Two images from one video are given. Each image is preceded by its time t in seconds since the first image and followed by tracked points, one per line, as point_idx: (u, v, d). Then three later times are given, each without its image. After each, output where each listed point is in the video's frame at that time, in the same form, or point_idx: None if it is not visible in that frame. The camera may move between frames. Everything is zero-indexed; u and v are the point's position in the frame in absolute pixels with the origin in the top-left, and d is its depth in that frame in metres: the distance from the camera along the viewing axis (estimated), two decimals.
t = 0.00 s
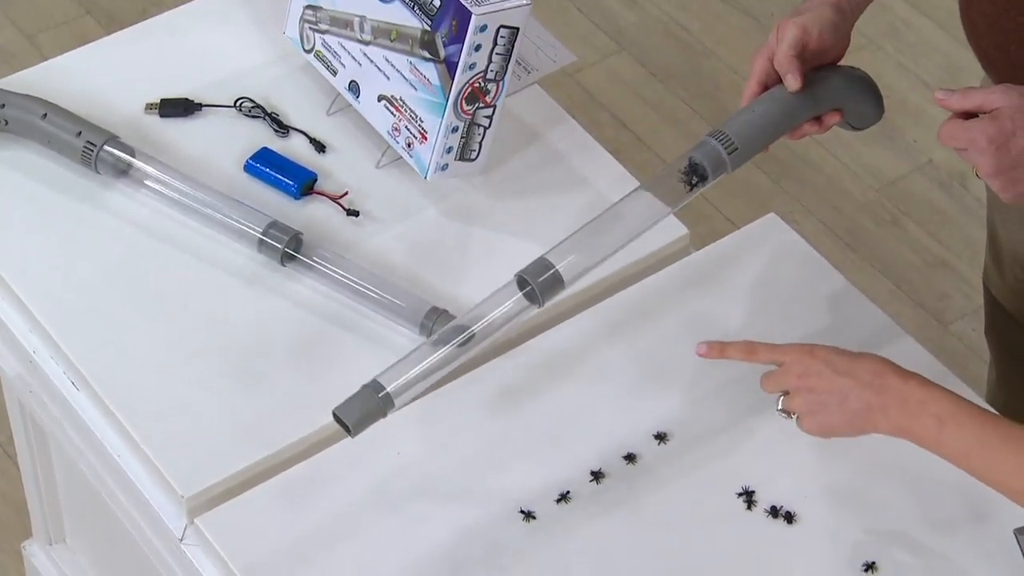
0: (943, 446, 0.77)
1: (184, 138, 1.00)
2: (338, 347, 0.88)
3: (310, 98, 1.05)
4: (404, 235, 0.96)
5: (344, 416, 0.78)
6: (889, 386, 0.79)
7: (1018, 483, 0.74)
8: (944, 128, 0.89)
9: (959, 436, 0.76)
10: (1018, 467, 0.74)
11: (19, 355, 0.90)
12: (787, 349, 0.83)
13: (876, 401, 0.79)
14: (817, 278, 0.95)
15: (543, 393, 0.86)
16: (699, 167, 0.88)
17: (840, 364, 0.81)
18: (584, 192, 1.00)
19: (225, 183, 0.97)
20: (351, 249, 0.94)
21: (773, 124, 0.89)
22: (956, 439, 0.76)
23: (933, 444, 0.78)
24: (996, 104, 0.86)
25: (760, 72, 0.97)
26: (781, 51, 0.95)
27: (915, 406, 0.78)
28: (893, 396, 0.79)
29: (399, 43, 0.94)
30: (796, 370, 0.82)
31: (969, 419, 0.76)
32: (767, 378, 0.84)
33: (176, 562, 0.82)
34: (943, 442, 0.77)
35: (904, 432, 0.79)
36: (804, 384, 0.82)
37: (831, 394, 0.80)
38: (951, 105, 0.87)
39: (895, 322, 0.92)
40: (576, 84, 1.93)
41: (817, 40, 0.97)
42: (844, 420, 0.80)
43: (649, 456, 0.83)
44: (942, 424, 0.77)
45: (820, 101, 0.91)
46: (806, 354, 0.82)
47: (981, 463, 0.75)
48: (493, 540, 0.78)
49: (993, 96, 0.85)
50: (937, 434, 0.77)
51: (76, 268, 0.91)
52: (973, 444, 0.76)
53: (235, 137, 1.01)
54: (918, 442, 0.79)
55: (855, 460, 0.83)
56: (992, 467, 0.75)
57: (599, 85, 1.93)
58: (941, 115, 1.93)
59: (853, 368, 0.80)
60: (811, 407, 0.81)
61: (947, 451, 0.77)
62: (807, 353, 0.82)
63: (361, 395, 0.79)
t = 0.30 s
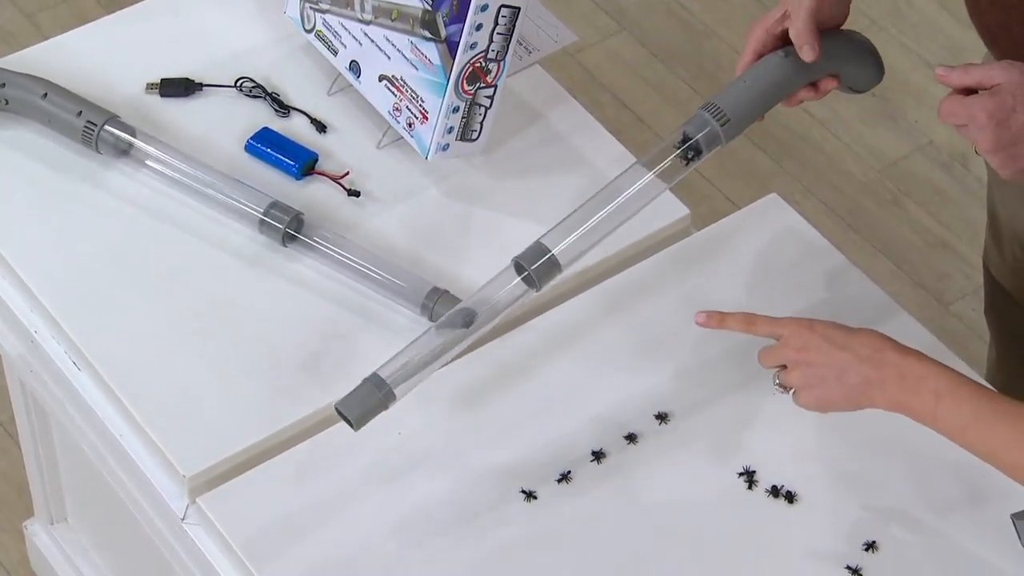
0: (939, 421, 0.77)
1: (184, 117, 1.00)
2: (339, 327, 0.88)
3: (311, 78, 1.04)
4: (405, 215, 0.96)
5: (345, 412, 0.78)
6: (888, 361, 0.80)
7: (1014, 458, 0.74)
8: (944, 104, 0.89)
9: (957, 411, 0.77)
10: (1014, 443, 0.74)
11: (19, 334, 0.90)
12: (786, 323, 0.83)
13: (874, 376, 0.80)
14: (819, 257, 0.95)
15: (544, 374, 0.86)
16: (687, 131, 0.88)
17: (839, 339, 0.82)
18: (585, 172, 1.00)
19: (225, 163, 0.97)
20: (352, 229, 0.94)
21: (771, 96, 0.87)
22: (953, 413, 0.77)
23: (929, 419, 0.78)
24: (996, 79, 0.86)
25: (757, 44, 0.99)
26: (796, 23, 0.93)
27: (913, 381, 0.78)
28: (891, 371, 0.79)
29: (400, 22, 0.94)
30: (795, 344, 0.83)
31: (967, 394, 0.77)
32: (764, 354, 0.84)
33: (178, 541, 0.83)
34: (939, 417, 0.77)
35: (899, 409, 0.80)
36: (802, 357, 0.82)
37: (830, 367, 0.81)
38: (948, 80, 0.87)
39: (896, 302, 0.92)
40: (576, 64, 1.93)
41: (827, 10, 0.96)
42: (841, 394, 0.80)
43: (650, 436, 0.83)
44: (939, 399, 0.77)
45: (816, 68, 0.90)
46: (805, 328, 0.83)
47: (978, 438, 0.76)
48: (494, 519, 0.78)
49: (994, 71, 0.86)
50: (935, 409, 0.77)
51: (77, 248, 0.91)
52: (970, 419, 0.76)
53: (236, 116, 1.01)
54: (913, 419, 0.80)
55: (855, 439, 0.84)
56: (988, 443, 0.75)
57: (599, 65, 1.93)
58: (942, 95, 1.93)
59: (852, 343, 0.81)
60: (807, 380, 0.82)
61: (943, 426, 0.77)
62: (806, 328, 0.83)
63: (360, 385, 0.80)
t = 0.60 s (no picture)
0: (953, 414, 0.78)
1: (189, 114, 1.00)
2: (344, 324, 0.88)
3: (315, 75, 1.04)
4: (409, 212, 0.96)
5: (396, 433, 0.81)
6: (910, 353, 0.80)
7: None
8: (951, 98, 0.89)
9: (974, 404, 0.77)
10: None
11: (23, 331, 0.90)
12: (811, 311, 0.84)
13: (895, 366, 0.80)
14: (822, 255, 0.95)
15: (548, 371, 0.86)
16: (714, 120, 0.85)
17: (863, 329, 0.82)
18: (589, 170, 1.00)
19: (229, 160, 0.97)
20: (356, 226, 0.94)
21: (789, 55, 0.84)
22: (970, 407, 0.77)
23: (943, 413, 0.78)
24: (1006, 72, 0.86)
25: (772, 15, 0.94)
26: None
27: (934, 373, 0.79)
28: (913, 362, 0.80)
29: (403, 20, 0.94)
30: (816, 331, 0.83)
31: (987, 390, 0.77)
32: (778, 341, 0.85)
33: (181, 538, 0.82)
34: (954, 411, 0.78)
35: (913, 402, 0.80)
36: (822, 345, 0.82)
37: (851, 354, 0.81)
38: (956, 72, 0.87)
39: (901, 298, 0.93)
40: (579, 62, 1.93)
41: None
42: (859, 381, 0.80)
43: (654, 433, 0.83)
44: (957, 393, 0.78)
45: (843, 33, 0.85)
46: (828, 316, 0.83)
47: (992, 433, 0.76)
48: (498, 515, 0.78)
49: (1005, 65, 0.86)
50: (952, 404, 0.78)
51: (81, 245, 0.91)
52: (987, 415, 0.77)
53: (240, 113, 1.01)
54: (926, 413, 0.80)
55: (860, 436, 0.83)
56: (1003, 439, 0.76)
57: (602, 62, 1.93)
58: (945, 93, 1.93)
59: (876, 334, 0.82)
60: (825, 366, 0.81)
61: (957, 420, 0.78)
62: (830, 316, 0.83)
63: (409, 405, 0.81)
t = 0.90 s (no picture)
0: (965, 384, 0.79)
1: (193, 115, 1.00)
2: (348, 325, 0.88)
3: (319, 77, 1.05)
4: (412, 213, 0.96)
5: (462, 447, 0.80)
6: (926, 319, 0.82)
7: None
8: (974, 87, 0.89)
9: (987, 374, 0.78)
10: None
11: (26, 331, 0.89)
12: (830, 275, 0.86)
13: (909, 331, 0.81)
14: (826, 256, 0.95)
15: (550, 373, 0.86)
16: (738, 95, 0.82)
17: (881, 296, 0.84)
18: (593, 171, 1.01)
19: (233, 161, 0.97)
20: (360, 227, 0.94)
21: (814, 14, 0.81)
22: (982, 377, 0.78)
23: (954, 383, 0.80)
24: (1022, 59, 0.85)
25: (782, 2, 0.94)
26: None
27: (947, 340, 0.80)
28: (928, 328, 0.81)
29: (407, 20, 0.94)
30: (835, 294, 0.85)
31: (999, 362, 0.79)
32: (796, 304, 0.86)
33: (185, 539, 0.82)
34: (966, 381, 0.79)
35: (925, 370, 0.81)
36: (839, 308, 0.84)
37: (868, 320, 0.83)
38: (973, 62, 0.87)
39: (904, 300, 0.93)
40: (582, 62, 1.93)
41: None
42: (873, 344, 0.82)
43: (658, 435, 0.83)
44: (971, 361, 0.79)
45: None
46: (848, 281, 0.85)
47: (1001, 406, 0.78)
48: (502, 517, 0.78)
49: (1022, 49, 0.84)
50: (963, 371, 0.79)
51: (85, 245, 0.91)
52: (999, 386, 0.78)
53: (243, 114, 1.01)
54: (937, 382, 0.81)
55: (865, 438, 0.84)
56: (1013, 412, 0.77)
57: (604, 63, 1.93)
58: (947, 93, 1.93)
59: (894, 301, 0.83)
60: (841, 331, 0.83)
61: (967, 391, 0.79)
62: (850, 282, 0.85)
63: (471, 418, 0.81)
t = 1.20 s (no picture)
0: (996, 409, 0.79)
1: (195, 116, 1.00)
2: (349, 326, 0.88)
3: (321, 77, 1.05)
4: (414, 214, 0.96)
5: (475, 433, 0.81)
6: (957, 345, 0.82)
7: None
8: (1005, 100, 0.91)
9: (1017, 399, 0.78)
10: None
11: (28, 332, 0.89)
12: (862, 298, 0.86)
13: (940, 356, 0.82)
14: (827, 258, 0.95)
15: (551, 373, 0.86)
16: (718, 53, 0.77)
17: (914, 321, 0.85)
18: (594, 171, 1.01)
19: (234, 161, 0.97)
20: (362, 228, 0.94)
21: None
22: (1012, 401, 0.78)
23: (985, 409, 0.80)
24: None
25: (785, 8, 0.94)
26: None
27: (978, 365, 0.80)
28: (959, 354, 0.82)
29: (409, 21, 0.94)
30: (866, 318, 0.85)
31: None
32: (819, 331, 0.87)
33: (186, 540, 0.82)
34: (997, 407, 0.79)
35: (957, 395, 0.81)
36: (869, 333, 0.85)
37: (899, 344, 0.83)
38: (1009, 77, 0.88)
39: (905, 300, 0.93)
40: (582, 62, 1.93)
41: None
42: (904, 368, 0.82)
43: (660, 435, 0.83)
44: (1004, 385, 0.79)
45: None
46: (880, 306, 0.86)
47: None
48: (505, 517, 0.78)
49: None
50: (995, 397, 0.79)
51: (86, 245, 0.91)
52: None
53: (245, 115, 1.01)
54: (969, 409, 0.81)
55: (867, 438, 0.84)
56: None
57: (605, 63, 1.93)
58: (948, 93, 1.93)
59: (926, 327, 0.84)
60: (872, 355, 0.84)
61: (998, 415, 0.79)
62: (882, 306, 0.86)
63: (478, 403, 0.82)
